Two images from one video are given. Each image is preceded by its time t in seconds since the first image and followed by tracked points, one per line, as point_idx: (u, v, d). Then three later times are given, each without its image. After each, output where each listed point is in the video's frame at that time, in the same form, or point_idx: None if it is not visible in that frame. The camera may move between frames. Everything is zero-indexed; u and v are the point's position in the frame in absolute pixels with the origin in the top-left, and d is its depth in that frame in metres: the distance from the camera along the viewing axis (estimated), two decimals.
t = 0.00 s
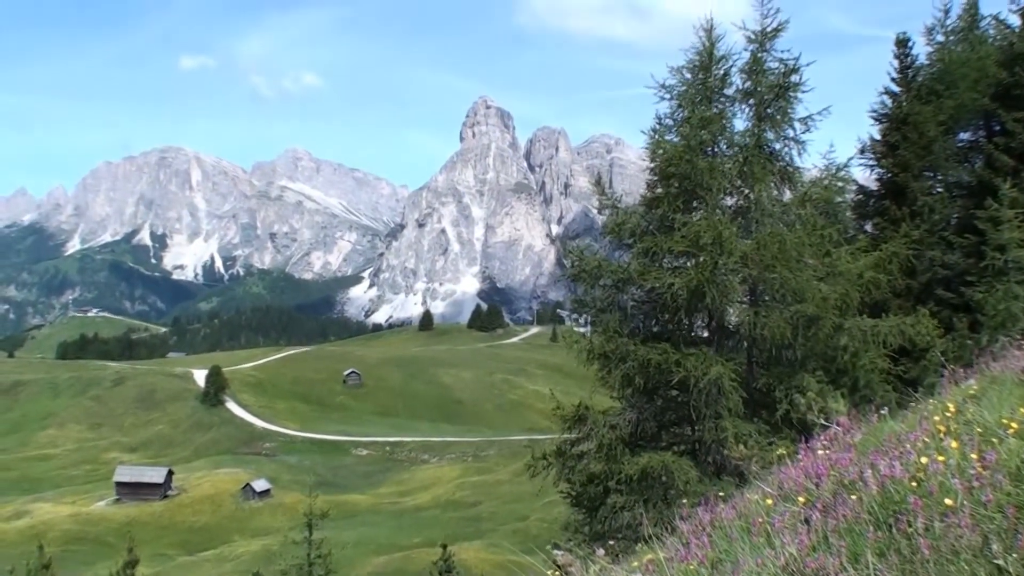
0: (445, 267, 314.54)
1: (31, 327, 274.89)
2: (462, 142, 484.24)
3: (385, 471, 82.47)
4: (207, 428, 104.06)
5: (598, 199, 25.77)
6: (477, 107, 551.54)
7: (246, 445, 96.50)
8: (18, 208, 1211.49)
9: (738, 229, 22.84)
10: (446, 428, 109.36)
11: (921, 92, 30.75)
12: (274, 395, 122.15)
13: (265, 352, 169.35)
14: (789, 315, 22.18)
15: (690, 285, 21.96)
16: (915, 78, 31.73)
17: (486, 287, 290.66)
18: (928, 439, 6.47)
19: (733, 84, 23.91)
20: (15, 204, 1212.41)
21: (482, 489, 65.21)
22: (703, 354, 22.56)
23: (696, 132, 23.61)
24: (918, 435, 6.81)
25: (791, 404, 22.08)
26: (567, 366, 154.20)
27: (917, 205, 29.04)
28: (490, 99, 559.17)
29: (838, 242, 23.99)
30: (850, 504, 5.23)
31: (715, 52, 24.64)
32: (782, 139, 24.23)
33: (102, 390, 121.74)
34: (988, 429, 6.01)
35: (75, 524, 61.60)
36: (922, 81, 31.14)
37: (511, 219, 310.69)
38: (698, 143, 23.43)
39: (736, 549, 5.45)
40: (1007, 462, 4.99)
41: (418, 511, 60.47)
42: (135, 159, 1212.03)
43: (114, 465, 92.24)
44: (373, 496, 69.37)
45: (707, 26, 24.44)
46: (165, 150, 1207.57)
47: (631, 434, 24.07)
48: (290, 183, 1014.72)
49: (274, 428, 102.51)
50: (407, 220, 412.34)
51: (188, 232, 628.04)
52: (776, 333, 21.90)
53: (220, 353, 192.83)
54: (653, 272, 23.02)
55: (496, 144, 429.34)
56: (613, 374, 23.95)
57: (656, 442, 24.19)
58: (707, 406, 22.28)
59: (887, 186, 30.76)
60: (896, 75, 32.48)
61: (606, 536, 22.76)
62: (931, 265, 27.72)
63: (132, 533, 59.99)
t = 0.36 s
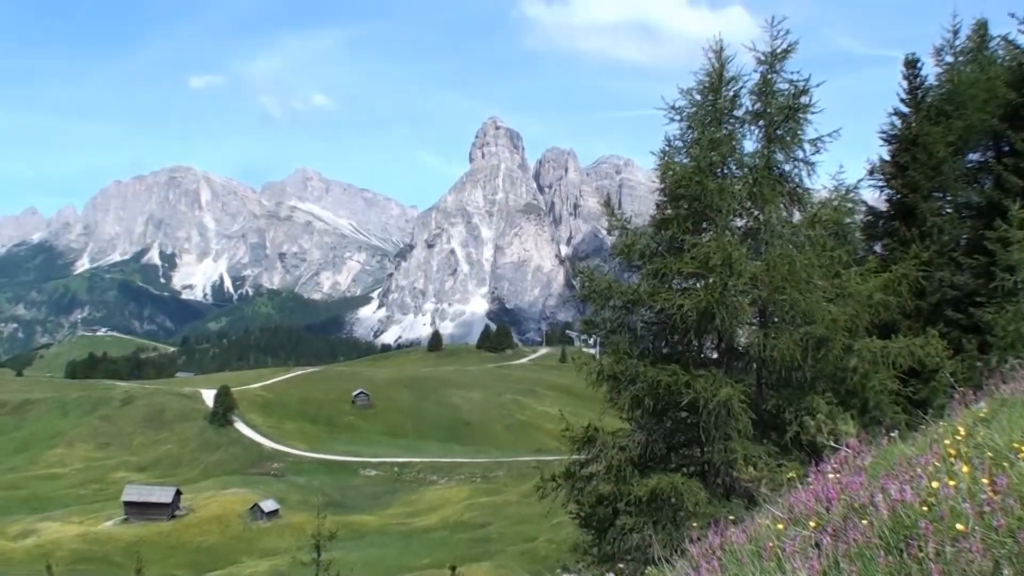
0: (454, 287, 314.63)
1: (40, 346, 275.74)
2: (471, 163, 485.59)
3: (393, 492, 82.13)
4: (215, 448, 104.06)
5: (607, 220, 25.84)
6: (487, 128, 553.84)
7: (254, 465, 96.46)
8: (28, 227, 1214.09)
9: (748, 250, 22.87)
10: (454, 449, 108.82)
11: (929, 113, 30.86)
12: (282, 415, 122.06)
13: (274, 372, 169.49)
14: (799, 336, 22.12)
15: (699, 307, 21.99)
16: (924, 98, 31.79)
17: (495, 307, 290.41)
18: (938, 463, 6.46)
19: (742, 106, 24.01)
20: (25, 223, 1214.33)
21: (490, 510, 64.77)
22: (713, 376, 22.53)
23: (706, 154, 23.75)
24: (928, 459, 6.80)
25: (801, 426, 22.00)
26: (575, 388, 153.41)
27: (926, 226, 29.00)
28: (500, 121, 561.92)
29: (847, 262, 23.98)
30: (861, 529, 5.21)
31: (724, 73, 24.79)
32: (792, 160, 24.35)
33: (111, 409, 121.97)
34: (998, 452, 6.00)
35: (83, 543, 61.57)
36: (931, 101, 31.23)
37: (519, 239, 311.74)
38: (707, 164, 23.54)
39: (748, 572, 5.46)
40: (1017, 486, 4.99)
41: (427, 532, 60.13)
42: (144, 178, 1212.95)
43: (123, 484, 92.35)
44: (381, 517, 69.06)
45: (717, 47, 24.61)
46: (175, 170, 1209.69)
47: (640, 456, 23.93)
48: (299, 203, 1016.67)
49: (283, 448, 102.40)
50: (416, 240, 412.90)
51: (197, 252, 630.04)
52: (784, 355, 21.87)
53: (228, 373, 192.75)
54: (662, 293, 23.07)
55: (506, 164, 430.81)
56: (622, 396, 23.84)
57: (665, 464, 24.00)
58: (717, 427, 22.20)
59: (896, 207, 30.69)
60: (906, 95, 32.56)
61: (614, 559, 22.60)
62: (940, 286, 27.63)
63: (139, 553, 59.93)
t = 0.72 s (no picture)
0: (457, 306, 314.74)
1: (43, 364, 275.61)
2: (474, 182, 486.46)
3: (396, 511, 81.67)
4: (218, 467, 103.79)
5: (610, 239, 25.94)
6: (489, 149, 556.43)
7: (256, 484, 96.11)
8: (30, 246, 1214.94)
9: (751, 270, 22.90)
10: (457, 469, 108.29)
11: (932, 131, 30.96)
12: (285, 434, 121.69)
13: (276, 390, 169.37)
14: (802, 356, 22.05)
15: (703, 326, 21.96)
16: (926, 116, 31.88)
17: (499, 326, 290.73)
18: (943, 483, 6.45)
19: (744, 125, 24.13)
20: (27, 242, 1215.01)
21: (493, 529, 64.41)
22: (716, 396, 22.43)
23: (708, 172, 23.85)
24: (931, 479, 6.80)
25: (804, 445, 21.92)
26: (578, 407, 152.94)
27: (929, 244, 29.02)
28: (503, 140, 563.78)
29: (850, 281, 23.97)
30: (868, 550, 5.21)
31: (727, 93, 24.96)
32: (795, 179, 24.38)
33: (113, 428, 121.75)
34: (1004, 473, 5.96)
35: (84, 561, 61.27)
36: (933, 120, 31.37)
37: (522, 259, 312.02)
38: (710, 184, 23.62)
39: None
40: (1018, 507, 4.99)
41: (429, 551, 59.77)
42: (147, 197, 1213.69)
43: (125, 503, 92.00)
44: (384, 536, 68.65)
45: (719, 66, 24.74)
46: (178, 189, 1211.07)
47: (643, 475, 23.83)
48: (302, 222, 1018.48)
49: (286, 467, 102.05)
50: (419, 259, 413.14)
51: (200, 271, 629.85)
52: (787, 375, 21.81)
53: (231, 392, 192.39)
54: (666, 312, 23.05)
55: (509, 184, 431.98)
56: (625, 415, 23.83)
57: (668, 483, 23.87)
58: (719, 447, 22.11)
59: (898, 225, 30.73)
60: (909, 114, 32.72)
61: None
62: (943, 305, 27.62)
63: (141, 571, 59.59)
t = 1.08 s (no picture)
0: (460, 328, 314.54)
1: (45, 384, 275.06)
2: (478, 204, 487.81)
3: (398, 533, 81.15)
4: (220, 487, 103.36)
5: (614, 261, 26.04)
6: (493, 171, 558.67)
7: (258, 505, 95.59)
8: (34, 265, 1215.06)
9: (754, 293, 22.92)
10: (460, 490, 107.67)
11: (935, 154, 31.01)
12: (287, 455, 121.20)
13: (279, 412, 168.93)
14: (805, 378, 22.02)
15: (706, 349, 21.95)
16: (930, 140, 31.99)
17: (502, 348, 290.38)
18: (946, 508, 6.43)
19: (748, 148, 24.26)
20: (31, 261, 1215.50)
21: (495, 551, 63.80)
22: (719, 419, 22.35)
23: (712, 196, 23.93)
24: (936, 505, 6.75)
25: (807, 469, 21.82)
26: (581, 429, 152.37)
27: (932, 267, 28.99)
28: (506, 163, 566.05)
29: (854, 304, 23.94)
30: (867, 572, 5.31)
31: (731, 116, 25.13)
32: (798, 203, 24.43)
33: (116, 448, 121.42)
34: (1005, 499, 5.95)
35: None
36: (936, 143, 31.44)
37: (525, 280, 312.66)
38: (713, 208, 23.72)
39: None
40: None
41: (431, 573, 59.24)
42: (151, 218, 1214.41)
43: (127, 523, 91.51)
44: (386, 558, 68.12)
45: (723, 91, 24.93)
46: (182, 209, 1214.02)
47: (645, 498, 23.67)
48: (305, 243, 1020.23)
49: (287, 488, 101.59)
50: (422, 281, 413.10)
51: (203, 291, 629.64)
52: (790, 398, 21.76)
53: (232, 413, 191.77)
54: (669, 335, 23.08)
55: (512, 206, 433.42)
56: (627, 437, 23.76)
57: (671, 506, 23.70)
58: (723, 470, 22.01)
59: (903, 248, 30.70)
60: (913, 137, 32.84)
61: None
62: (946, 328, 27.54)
63: None
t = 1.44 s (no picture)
0: (457, 335, 314.33)
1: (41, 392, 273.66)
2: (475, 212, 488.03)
3: (397, 540, 80.91)
4: (216, 495, 102.93)
5: (611, 269, 26.13)
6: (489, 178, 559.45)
7: (255, 512, 95.26)
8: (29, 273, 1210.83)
9: (751, 300, 22.99)
10: (456, 498, 107.34)
11: (931, 161, 31.12)
12: (284, 463, 120.75)
13: (276, 420, 168.38)
14: (801, 386, 22.02)
15: (704, 355, 21.95)
16: (926, 147, 32.10)
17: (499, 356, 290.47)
18: (943, 514, 6.42)
19: (745, 155, 24.26)
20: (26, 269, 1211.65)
21: (492, 558, 63.53)
22: (716, 426, 22.35)
23: (708, 204, 23.98)
24: (935, 511, 6.74)
25: (804, 476, 21.81)
26: (578, 436, 152.32)
27: (929, 273, 29.05)
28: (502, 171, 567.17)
29: (850, 311, 23.98)
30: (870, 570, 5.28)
31: (726, 124, 25.24)
32: (795, 210, 24.46)
33: (113, 456, 120.94)
34: (1002, 506, 5.94)
35: None
36: (932, 149, 31.55)
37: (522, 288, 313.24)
38: (710, 214, 23.75)
39: None
40: (1021, 540, 4.95)
41: None
42: (147, 226, 1211.37)
43: (124, 531, 91.01)
44: (384, 565, 67.93)
45: (719, 98, 25.00)
46: (178, 217, 1211.95)
47: (642, 505, 23.63)
48: (301, 251, 1019.10)
49: (284, 496, 101.27)
50: (419, 289, 413.12)
51: (198, 299, 627.91)
52: (787, 406, 21.77)
53: (229, 421, 191.06)
54: (666, 342, 23.07)
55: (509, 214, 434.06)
56: (625, 444, 23.73)
57: (668, 513, 23.61)
58: (719, 477, 21.97)
59: (899, 255, 30.78)
60: (909, 145, 32.98)
61: None
62: (942, 334, 27.53)
63: None
